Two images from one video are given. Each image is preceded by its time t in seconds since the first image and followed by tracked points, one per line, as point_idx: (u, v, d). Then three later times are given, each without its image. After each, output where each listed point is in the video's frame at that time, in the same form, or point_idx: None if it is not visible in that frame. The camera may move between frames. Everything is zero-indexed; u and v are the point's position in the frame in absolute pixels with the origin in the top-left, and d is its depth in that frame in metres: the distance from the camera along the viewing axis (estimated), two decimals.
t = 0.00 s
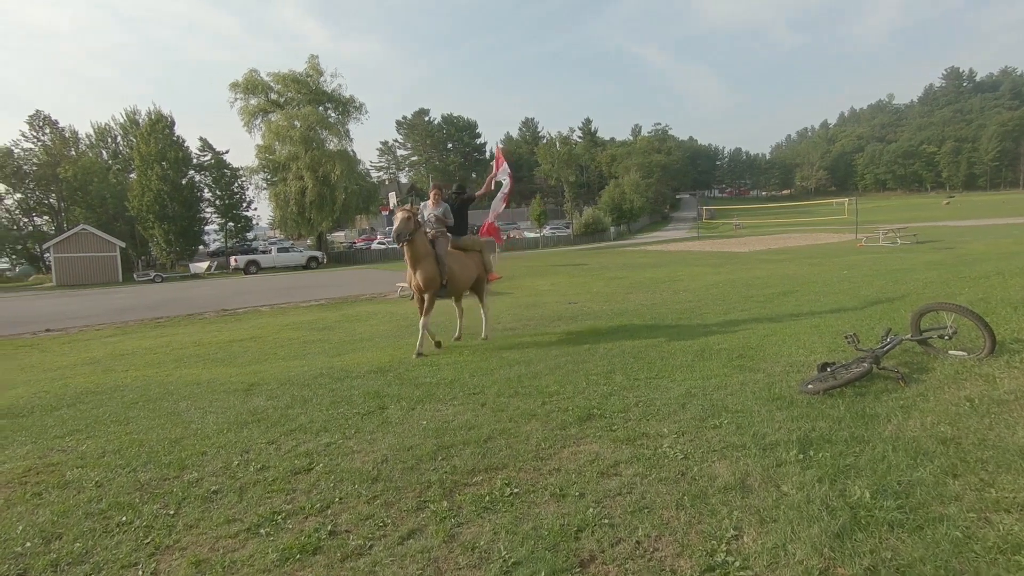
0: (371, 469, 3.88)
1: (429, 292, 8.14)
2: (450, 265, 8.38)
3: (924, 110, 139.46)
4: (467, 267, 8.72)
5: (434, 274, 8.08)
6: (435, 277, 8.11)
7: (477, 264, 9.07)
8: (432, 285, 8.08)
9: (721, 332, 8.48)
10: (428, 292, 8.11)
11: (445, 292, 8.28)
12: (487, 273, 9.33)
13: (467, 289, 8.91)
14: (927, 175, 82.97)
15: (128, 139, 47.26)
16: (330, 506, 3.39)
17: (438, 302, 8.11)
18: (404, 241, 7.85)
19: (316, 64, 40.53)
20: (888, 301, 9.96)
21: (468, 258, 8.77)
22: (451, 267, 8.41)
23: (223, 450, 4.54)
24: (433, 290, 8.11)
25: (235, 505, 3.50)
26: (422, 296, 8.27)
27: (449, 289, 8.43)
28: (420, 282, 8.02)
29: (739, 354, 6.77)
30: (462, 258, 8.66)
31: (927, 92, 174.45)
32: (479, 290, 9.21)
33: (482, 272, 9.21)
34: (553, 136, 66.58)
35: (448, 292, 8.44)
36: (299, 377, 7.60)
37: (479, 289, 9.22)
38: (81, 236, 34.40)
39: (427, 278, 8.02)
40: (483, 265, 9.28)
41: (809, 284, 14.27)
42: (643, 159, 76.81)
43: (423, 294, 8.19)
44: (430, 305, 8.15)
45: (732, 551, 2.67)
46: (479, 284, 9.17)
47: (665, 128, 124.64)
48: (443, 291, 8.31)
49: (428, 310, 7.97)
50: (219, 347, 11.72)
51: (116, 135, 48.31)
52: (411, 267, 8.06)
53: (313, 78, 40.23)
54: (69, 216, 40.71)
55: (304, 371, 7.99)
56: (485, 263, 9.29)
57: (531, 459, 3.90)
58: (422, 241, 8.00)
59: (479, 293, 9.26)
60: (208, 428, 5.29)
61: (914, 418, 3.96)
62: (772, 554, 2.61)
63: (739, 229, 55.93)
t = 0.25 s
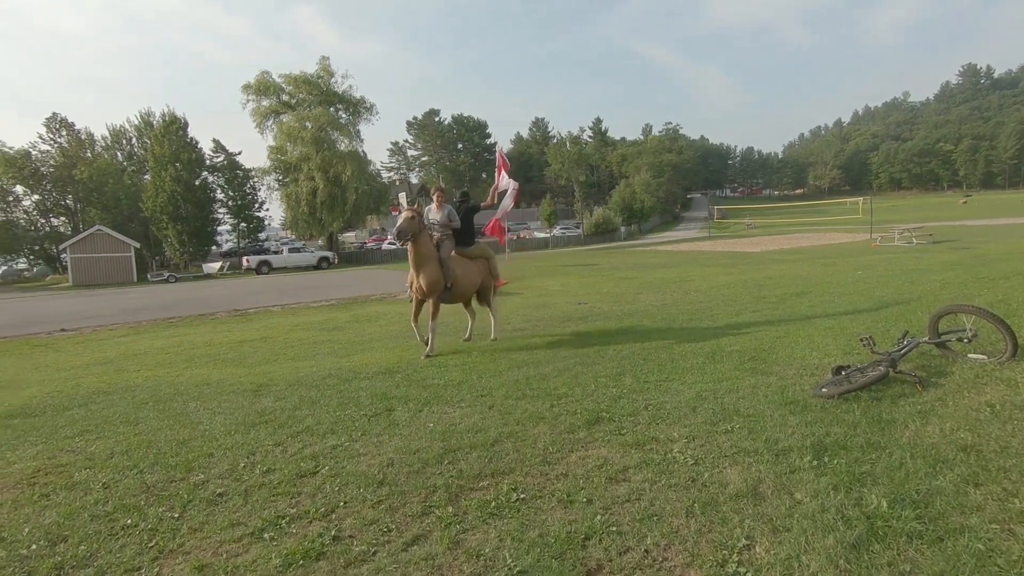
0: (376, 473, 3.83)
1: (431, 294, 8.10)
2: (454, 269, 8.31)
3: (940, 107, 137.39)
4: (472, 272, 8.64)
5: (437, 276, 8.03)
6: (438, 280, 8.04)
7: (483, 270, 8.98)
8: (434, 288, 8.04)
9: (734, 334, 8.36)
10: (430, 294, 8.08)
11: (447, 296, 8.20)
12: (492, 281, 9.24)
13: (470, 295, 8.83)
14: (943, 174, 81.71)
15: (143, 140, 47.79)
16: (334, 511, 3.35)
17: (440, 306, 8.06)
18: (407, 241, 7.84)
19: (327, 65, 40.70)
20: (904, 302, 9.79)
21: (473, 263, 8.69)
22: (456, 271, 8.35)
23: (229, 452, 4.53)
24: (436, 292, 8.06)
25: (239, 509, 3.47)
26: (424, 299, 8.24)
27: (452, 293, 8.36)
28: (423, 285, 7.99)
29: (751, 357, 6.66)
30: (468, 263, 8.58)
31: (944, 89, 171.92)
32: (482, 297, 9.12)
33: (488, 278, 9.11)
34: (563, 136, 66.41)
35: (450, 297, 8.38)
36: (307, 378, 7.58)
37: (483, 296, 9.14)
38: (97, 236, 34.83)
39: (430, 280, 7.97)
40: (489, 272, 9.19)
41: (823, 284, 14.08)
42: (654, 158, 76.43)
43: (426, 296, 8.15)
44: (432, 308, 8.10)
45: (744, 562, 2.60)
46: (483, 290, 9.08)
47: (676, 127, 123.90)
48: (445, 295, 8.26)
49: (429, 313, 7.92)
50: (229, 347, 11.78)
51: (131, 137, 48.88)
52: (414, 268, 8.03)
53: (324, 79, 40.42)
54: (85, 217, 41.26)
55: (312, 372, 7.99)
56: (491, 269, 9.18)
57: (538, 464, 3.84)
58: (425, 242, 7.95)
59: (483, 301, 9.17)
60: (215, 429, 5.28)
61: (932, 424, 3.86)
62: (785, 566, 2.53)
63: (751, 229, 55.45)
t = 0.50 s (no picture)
0: (385, 477, 3.80)
1: (437, 298, 8.08)
2: (461, 272, 8.27)
3: (963, 104, 134.64)
4: (480, 275, 8.59)
5: (443, 279, 8.00)
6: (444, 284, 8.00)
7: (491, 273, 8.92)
8: (440, 291, 8.01)
9: (750, 336, 8.23)
10: (436, 298, 8.05)
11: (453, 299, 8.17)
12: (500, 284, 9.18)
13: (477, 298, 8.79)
14: (966, 172, 80.02)
15: (162, 143, 48.49)
16: (342, 515, 3.32)
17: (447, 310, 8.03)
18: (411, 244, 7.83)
19: (342, 67, 40.96)
20: (925, 303, 9.58)
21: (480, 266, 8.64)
22: (463, 274, 8.30)
23: (239, 454, 4.54)
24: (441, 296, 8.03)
25: (248, 512, 3.46)
26: (430, 302, 8.21)
27: (459, 296, 8.32)
28: (429, 288, 7.97)
29: (768, 360, 6.54)
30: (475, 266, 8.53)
31: (966, 86, 168.50)
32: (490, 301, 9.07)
33: (495, 281, 9.05)
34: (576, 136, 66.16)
35: (457, 300, 8.34)
36: (319, 379, 7.59)
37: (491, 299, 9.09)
38: (117, 237, 35.39)
39: (435, 284, 7.95)
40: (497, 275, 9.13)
41: (841, 285, 13.84)
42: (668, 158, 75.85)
43: (432, 299, 8.12)
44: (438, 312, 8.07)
45: None
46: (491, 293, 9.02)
47: (691, 126, 122.93)
48: (452, 298, 8.22)
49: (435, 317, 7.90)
50: (243, 348, 11.88)
51: (150, 139, 49.62)
52: (419, 271, 8.01)
53: (339, 81, 40.68)
54: (105, 218, 41.96)
55: (324, 373, 8.01)
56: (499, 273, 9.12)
57: (548, 469, 3.78)
58: (430, 245, 7.93)
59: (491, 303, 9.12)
60: (227, 430, 5.29)
61: (955, 432, 3.74)
62: None
63: (768, 229, 54.79)
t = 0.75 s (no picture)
0: (394, 480, 3.79)
1: (444, 298, 8.06)
2: (468, 272, 8.24)
3: (987, 100, 131.59)
4: (487, 274, 8.56)
5: (449, 280, 7.98)
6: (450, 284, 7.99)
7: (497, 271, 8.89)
8: (446, 292, 7.99)
9: (765, 338, 8.12)
10: (443, 298, 8.04)
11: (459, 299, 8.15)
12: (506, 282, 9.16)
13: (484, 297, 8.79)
14: (990, 170, 78.20)
15: (181, 145, 49.26)
16: (350, 518, 3.31)
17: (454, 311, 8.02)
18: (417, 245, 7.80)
19: (357, 69, 41.21)
20: (946, 305, 9.38)
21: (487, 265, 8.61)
22: (469, 273, 8.28)
23: (251, 455, 4.56)
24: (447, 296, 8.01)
25: (257, 513, 3.47)
26: (438, 303, 8.19)
27: (466, 296, 8.30)
28: (435, 289, 7.95)
29: (783, 363, 6.44)
30: (482, 265, 8.51)
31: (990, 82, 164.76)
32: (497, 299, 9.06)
33: (502, 279, 9.03)
34: (591, 136, 65.88)
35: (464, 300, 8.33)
36: (332, 380, 7.61)
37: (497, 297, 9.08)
38: (137, 238, 35.97)
39: (442, 285, 7.93)
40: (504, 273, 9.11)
41: (860, 286, 13.59)
42: (683, 157, 75.21)
43: (438, 300, 8.11)
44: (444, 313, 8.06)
45: None
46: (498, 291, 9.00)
47: (707, 125, 121.87)
48: (459, 299, 8.20)
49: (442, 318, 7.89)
50: (259, 348, 11.98)
51: (170, 142, 50.43)
52: (425, 273, 7.99)
53: (354, 83, 40.96)
54: (126, 220, 42.72)
55: (337, 374, 8.03)
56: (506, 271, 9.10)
57: (558, 473, 3.74)
58: (435, 246, 7.91)
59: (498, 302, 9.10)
60: (240, 431, 5.32)
61: (979, 439, 3.64)
62: None
63: (785, 228, 54.05)
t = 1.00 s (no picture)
0: (406, 481, 3.78)
1: (453, 297, 8.06)
2: (477, 269, 8.22)
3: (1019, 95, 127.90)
4: (497, 271, 8.53)
5: (457, 279, 7.97)
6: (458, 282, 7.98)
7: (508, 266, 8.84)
8: (455, 290, 7.99)
9: (786, 340, 7.97)
10: (452, 297, 8.04)
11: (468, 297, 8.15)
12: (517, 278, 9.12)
13: (494, 294, 8.77)
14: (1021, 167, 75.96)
15: (204, 148, 50.12)
16: (361, 520, 3.31)
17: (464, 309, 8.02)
18: (423, 245, 7.82)
19: (375, 71, 41.52)
20: (975, 307, 9.12)
21: (497, 261, 8.57)
22: (479, 270, 8.26)
23: (266, 455, 4.58)
24: (456, 295, 8.01)
25: (270, 514, 3.48)
26: (448, 302, 8.21)
27: (476, 294, 8.29)
28: (444, 288, 7.96)
29: (804, 365, 6.31)
30: (491, 262, 8.47)
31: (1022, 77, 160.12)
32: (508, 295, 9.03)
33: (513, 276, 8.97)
34: (609, 135, 65.55)
35: (474, 297, 8.32)
36: (348, 380, 7.65)
37: (507, 293, 9.04)
38: (161, 239, 36.68)
39: (450, 283, 7.93)
40: (514, 268, 9.07)
41: (885, 287, 13.29)
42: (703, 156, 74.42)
43: (448, 299, 8.12)
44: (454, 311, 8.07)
45: None
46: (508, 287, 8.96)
47: (727, 124, 120.49)
48: (468, 297, 8.20)
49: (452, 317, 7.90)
50: (278, 348, 12.12)
51: (193, 145, 51.33)
52: (434, 272, 8.01)
53: (372, 85, 41.27)
54: (151, 221, 43.60)
55: (353, 374, 8.07)
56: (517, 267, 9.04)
57: (571, 477, 3.69)
58: (442, 246, 7.91)
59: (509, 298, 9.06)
60: (256, 430, 5.37)
61: (1009, 447, 3.52)
62: None
63: (807, 228, 53.15)
